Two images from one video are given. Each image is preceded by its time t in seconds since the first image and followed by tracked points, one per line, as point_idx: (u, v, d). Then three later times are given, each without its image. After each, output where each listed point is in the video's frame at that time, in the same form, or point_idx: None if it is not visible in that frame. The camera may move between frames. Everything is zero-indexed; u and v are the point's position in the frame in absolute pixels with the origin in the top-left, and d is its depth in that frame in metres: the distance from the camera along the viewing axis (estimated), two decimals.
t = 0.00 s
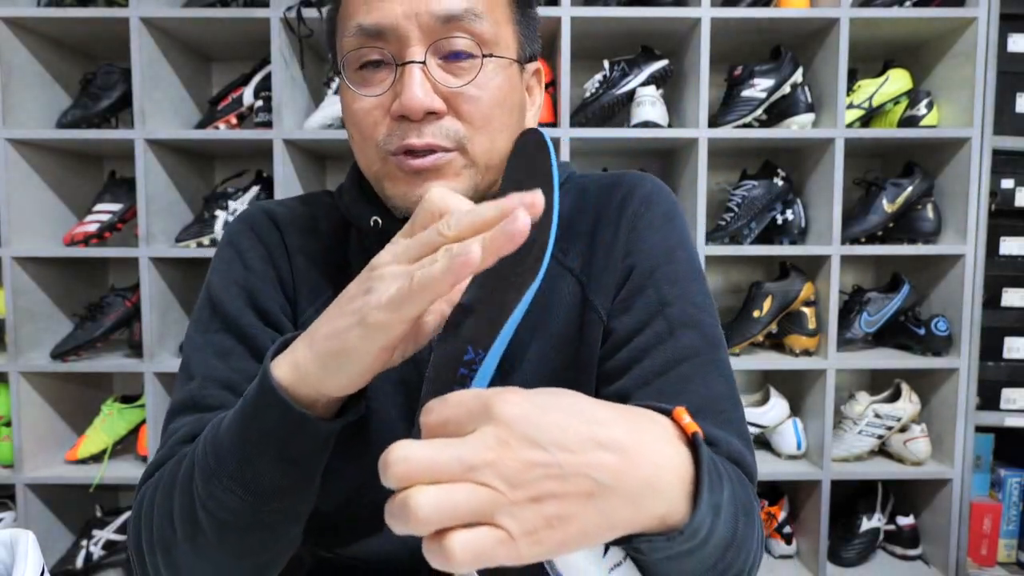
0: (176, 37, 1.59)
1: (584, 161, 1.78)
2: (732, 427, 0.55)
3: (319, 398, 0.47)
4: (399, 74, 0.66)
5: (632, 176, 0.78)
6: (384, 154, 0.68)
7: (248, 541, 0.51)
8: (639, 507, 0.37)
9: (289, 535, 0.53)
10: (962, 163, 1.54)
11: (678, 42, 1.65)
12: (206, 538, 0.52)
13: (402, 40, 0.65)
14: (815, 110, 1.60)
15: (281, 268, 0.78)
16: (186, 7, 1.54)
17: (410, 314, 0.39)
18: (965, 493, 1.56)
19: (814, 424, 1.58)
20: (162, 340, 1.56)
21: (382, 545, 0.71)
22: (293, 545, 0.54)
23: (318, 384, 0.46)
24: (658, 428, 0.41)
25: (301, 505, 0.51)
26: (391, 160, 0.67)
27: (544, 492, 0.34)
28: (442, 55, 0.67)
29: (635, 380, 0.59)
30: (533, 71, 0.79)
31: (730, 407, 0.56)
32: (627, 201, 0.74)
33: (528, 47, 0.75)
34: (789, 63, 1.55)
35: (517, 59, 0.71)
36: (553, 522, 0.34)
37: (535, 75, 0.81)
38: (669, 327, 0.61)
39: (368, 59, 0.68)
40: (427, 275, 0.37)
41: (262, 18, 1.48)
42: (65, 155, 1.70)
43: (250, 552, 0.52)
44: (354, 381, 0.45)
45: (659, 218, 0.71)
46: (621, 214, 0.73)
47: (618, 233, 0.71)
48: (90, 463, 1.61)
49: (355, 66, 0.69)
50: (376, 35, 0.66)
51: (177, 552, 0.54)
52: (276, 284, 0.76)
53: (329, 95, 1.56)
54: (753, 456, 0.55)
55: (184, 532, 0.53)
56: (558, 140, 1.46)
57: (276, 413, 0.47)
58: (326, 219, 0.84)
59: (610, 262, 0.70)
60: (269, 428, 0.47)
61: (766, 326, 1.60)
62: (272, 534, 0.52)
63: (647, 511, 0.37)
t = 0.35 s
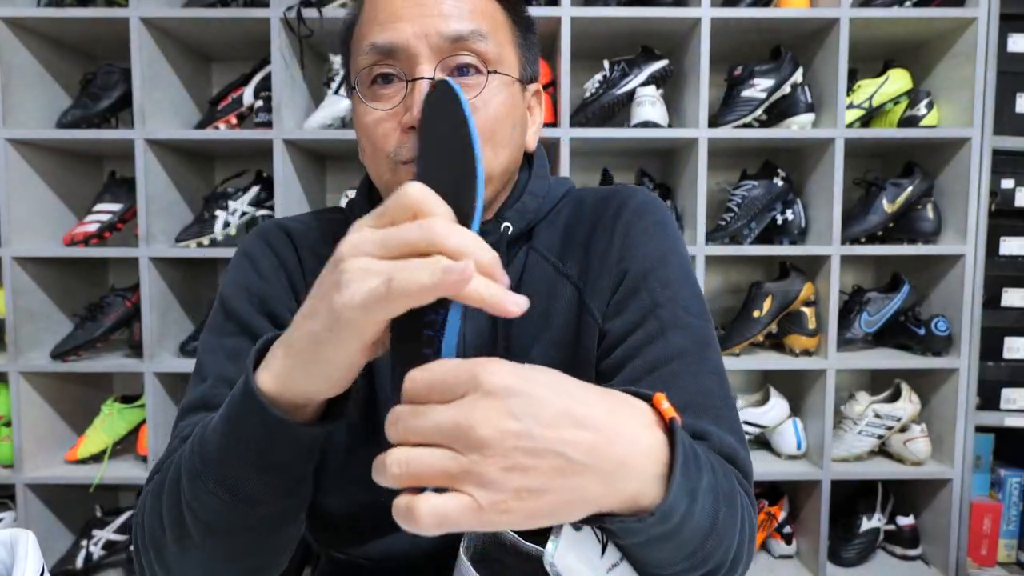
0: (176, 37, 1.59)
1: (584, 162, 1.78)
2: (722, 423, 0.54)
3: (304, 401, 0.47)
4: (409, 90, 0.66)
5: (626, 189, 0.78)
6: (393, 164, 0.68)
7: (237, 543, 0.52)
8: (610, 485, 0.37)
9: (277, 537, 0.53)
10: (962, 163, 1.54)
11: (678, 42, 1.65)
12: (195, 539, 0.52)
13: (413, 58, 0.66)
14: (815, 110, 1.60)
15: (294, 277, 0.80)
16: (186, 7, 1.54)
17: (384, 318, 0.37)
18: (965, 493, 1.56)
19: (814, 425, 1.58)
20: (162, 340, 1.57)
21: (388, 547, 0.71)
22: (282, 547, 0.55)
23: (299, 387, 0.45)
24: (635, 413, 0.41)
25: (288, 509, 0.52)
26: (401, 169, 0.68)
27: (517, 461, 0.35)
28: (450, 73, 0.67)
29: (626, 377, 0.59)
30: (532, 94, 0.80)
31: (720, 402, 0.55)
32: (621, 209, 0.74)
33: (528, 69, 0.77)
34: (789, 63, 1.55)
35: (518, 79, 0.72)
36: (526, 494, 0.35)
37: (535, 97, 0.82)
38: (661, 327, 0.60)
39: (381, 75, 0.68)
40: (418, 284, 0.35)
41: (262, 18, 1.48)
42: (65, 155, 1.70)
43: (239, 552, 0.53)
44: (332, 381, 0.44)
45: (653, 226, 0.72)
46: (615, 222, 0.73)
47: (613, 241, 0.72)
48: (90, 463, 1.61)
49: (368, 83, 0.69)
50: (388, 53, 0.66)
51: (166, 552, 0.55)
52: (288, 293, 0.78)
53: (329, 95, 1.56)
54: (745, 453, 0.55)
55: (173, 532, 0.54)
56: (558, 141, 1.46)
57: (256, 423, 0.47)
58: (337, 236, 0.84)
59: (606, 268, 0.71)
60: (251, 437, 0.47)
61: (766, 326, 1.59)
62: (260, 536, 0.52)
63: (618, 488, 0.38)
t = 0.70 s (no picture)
0: (176, 37, 1.59)
1: (584, 162, 1.78)
2: (719, 421, 0.54)
3: (291, 383, 0.49)
4: (426, 97, 0.66)
5: (625, 199, 0.78)
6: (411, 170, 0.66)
7: (228, 533, 0.52)
8: (595, 479, 0.37)
9: (268, 528, 0.53)
10: (962, 163, 1.54)
11: (678, 42, 1.65)
12: (186, 530, 0.53)
13: (429, 68, 0.66)
14: (815, 110, 1.60)
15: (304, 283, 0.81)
16: (186, 7, 1.54)
17: (346, 262, 0.42)
18: (965, 493, 1.56)
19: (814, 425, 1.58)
20: (162, 340, 1.57)
21: (401, 549, 0.71)
22: (274, 541, 0.55)
23: (282, 366, 0.48)
24: (623, 410, 0.41)
25: (278, 499, 0.52)
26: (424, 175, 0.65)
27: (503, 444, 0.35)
28: (465, 83, 0.68)
29: (624, 376, 0.59)
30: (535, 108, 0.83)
31: (717, 401, 0.55)
32: (621, 216, 0.75)
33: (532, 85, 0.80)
34: (789, 63, 1.55)
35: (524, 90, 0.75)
36: (502, 480, 0.36)
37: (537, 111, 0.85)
38: (657, 330, 0.60)
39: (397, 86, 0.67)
40: (358, 212, 0.41)
41: (262, 18, 1.48)
42: (65, 155, 1.70)
43: (230, 543, 0.53)
44: (318, 354, 0.47)
45: (652, 232, 0.72)
46: (616, 228, 0.74)
47: (613, 247, 0.72)
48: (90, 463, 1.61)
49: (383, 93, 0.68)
50: (405, 64, 0.67)
51: (161, 545, 0.55)
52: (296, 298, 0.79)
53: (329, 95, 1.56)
54: (744, 453, 0.54)
55: (167, 525, 0.54)
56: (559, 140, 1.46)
57: (239, 407, 0.49)
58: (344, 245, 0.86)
59: (606, 272, 0.71)
60: (236, 423, 0.49)
61: (766, 326, 1.59)
62: (250, 526, 0.52)
63: (598, 485, 0.38)
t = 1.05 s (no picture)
0: (176, 37, 1.59)
1: (584, 162, 1.78)
2: (720, 421, 0.54)
3: (284, 375, 0.49)
4: (440, 104, 0.66)
5: (632, 201, 0.79)
6: (424, 175, 0.66)
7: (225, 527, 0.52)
8: (590, 479, 0.38)
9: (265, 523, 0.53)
10: (962, 163, 1.54)
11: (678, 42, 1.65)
12: (183, 525, 0.53)
13: (444, 74, 0.67)
14: (815, 110, 1.60)
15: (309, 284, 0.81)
16: (186, 7, 1.54)
17: (335, 245, 0.43)
18: (965, 493, 1.56)
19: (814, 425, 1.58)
20: (162, 340, 1.57)
21: (405, 549, 0.72)
22: (272, 535, 0.55)
23: (276, 357, 0.48)
24: (611, 414, 0.41)
25: (275, 493, 0.53)
26: (436, 180, 0.66)
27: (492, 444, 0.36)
28: (479, 90, 0.68)
29: (626, 375, 0.59)
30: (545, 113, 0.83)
31: (718, 402, 0.55)
32: (627, 217, 0.75)
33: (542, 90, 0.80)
34: (789, 63, 1.55)
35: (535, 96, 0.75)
36: (493, 478, 0.36)
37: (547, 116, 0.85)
38: (660, 330, 0.61)
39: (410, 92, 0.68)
40: (346, 197, 0.43)
41: (262, 18, 1.48)
42: (65, 155, 1.70)
43: (228, 537, 0.53)
44: (311, 341, 0.47)
45: (658, 233, 0.72)
46: (623, 229, 0.74)
47: (620, 247, 0.72)
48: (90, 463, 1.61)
49: (398, 99, 0.68)
50: (420, 70, 0.67)
51: (160, 541, 0.55)
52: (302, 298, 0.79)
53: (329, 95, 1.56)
54: (744, 453, 0.55)
55: (164, 520, 0.54)
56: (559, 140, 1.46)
57: (235, 400, 0.49)
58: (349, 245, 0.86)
59: (612, 273, 0.71)
60: (232, 416, 0.49)
61: (766, 326, 1.59)
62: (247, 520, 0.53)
63: (595, 484, 0.38)
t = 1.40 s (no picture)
0: (176, 37, 1.59)
1: (584, 162, 1.78)
2: (719, 421, 0.54)
3: (271, 369, 0.49)
4: (437, 107, 0.67)
5: (635, 201, 0.79)
6: (418, 178, 0.66)
7: (214, 524, 0.52)
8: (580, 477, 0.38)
9: (254, 520, 0.53)
10: (962, 163, 1.54)
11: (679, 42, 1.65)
12: (173, 523, 0.53)
13: (443, 77, 0.67)
14: (815, 110, 1.60)
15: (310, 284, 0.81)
16: (186, 7, 1.54)
17: (330, 240, 0.44)
18: (965, 494, 1.56)
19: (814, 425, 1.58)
20: (162, 340, 1.56)
21: (406, 550, 0.72)
22: (263, 533, 0.55)
23: (261, 351, 0.48)
24: (576, 414, 0.41)
25: (262, 488, 0.52)
26: (428, 182, 0.66)
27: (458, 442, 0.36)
28: (477, 93, 0.68)
29: (626, 375, 0.59)
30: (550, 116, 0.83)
31: (717, 402, 0.55)
32: (629, 217, 0.75)
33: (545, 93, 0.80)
34: (789, 63, 1.55)
35: (537, 101, 0.75)
36: (464, 478, 0.36)
37: (552, 118, 0.85)
38: (660, 330, 0.61)
39: (409, 93, 0.68)
40: (345, 196, 0.43)
41: (261, 18, 1.47)
42: (65, 155, 1.70)
43: (218, 534, 0.53)
44: (298, 335, 0.48)
45: (660, 233, 0.72)
46: (624, 229, 0.74)
47: (621, 246, 0.72)
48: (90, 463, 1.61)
49: (397, 100, 0.68)
50: (420, 72, 0.67)
51: (153, 540, 0.56)
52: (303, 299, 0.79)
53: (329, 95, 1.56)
54: (743, 454, 0.55)
55: (156, 519, 0.54)
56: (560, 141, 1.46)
57: (218, 395, 0.49)
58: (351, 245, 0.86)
59: (612, 273, 0.71)
60: (217, 411, 0.49)
61: (766, 326, 1.59)
62: (235, 517, 0.52)
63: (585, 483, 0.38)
